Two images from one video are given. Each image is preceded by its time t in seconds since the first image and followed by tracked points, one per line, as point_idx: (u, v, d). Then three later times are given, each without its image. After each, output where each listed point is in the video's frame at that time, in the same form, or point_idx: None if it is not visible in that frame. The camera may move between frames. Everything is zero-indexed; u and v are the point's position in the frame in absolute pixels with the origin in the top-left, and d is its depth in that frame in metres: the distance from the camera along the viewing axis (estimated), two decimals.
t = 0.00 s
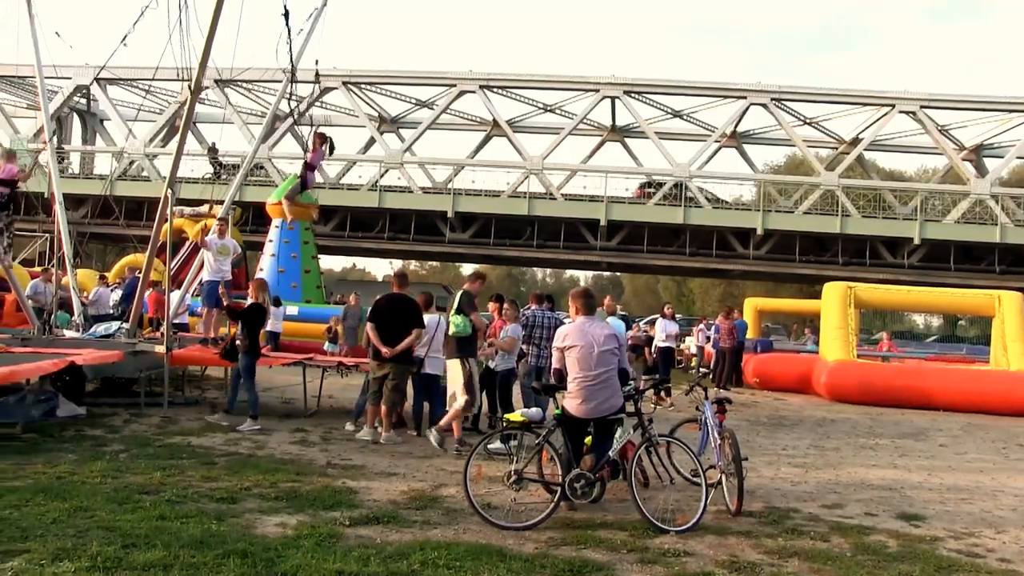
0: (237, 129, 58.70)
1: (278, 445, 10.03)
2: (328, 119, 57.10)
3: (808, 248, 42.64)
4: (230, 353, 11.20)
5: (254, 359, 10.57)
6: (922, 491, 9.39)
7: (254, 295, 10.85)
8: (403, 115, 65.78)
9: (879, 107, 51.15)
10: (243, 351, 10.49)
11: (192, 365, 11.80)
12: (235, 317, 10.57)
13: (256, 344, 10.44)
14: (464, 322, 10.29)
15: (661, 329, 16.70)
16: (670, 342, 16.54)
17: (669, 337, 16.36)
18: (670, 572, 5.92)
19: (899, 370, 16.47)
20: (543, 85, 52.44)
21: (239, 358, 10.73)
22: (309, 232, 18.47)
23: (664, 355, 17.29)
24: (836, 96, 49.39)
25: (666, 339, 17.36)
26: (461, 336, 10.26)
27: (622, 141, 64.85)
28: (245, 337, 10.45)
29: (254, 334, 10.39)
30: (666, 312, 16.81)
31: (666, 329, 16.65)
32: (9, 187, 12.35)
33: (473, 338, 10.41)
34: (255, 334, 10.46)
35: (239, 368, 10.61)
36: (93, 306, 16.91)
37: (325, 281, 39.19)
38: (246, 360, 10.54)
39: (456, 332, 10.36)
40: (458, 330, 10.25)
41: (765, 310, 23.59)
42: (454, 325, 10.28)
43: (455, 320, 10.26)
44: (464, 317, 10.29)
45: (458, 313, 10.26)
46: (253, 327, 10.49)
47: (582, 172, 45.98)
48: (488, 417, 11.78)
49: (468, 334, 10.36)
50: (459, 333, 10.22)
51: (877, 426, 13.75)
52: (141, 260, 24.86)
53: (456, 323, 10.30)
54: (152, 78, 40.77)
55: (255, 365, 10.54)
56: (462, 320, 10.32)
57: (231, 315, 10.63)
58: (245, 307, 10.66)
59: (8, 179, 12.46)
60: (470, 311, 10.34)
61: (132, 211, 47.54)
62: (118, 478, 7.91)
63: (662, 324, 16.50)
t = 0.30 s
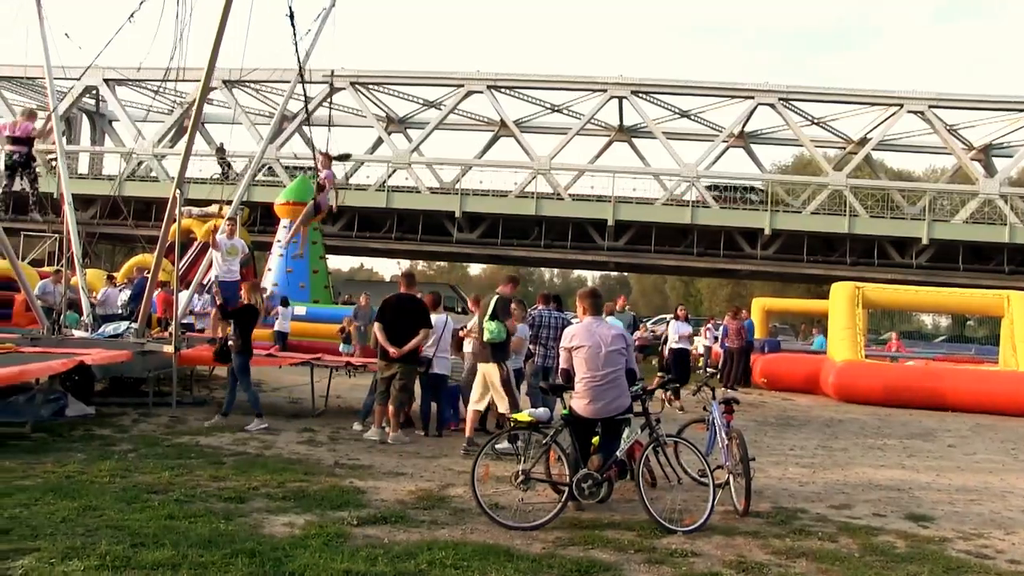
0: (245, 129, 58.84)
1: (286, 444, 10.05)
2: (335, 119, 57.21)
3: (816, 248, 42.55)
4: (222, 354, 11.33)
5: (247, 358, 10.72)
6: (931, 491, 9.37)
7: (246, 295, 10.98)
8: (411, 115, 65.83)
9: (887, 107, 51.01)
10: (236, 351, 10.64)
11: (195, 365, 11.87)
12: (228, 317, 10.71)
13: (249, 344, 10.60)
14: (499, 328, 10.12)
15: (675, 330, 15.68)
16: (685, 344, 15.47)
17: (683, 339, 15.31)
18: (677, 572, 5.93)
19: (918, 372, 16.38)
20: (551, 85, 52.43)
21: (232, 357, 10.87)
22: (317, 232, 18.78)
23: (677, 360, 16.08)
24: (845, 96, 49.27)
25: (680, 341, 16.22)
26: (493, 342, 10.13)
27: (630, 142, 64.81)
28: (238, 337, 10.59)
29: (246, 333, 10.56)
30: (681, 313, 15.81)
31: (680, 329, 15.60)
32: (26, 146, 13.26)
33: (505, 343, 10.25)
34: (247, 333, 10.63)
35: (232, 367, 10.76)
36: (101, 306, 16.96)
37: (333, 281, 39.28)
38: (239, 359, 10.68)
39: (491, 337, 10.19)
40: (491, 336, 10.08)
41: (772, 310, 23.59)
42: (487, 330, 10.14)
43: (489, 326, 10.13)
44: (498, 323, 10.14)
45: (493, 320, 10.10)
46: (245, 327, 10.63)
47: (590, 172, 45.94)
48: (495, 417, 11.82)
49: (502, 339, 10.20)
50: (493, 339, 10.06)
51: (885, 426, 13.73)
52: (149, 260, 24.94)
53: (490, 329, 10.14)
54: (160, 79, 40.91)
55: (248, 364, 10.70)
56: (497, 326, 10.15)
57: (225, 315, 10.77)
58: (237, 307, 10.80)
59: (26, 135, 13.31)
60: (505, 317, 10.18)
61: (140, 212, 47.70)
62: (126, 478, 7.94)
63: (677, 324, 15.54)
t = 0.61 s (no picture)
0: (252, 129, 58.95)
1: (293, 445, 10.07)
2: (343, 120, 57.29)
3: (824, 249, 42.47)
4: (212, 354, 11.44)
5: (235, 359, 10.83)
6: (940, 492, 9.33)
7: (238, 296, 11.10)
8: (419, 115, 65.89)
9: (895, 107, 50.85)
10: (225, 350, 10.75)
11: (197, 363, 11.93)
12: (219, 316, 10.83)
13: (238, 344, 10.71)
14: (550, 334, 10.27)
15: (686, 330, 15.33)
16: (697, 346, 15.14)
17: (695, 342, 14.96)
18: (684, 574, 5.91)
19: (932, 372, 16.31)
20: (558, 85, 52.40)
21: (220, 357, 10.97)
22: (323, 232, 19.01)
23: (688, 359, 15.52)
24: (853, 95, 49.14)
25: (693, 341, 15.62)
26: (541, 346, 10.32)
27: (638, 142, 64.75)
28: (228, 336, 10.71)
29: (237, 333, 10.67)
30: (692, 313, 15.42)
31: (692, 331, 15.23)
32: (41, 137, 12.77)
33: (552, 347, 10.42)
34: (238, 333, 10.72)
35: (218, 366, 10.85)
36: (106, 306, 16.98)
37: (341, 281, 39.32)
38: (226, 359, 10.79)
39: (541, 341, 10.33)
40: (542, 343, 10.28)
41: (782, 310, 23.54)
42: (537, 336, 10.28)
43: (538, 332, 10.26)
44: (548, 328, 10.28)
45: (544, 326, 10.21)
46: (237, 327, 10.75)
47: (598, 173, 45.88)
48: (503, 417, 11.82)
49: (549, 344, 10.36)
50: (544, 347, 10.24)
51: (893, 427, 13.69)
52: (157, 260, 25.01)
53: (542, 334, 10.26)
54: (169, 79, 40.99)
55: (235, 364, 10.80)
56: (547, 331, 10.29)
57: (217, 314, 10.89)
58: (230, 307, 10.91)
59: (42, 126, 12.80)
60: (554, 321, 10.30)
61: (149, 212, 47.86)
62: (134, 477, 7.96)
63: (688, 325, 15.14)
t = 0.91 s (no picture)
0: (258, 129, 59.02)
1: (299, 444, 10.08)
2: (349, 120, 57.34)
3: (830, 249, 42.40)
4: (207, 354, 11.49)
5: (229, 359, 10.86)
6: (945, 493, 9.32)
7: (231, 296, 11.15)
8: (424, 116, 65.92)
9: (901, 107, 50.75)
10: (219, 350, 10.78)
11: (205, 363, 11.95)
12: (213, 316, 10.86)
13: (232, 344, 10.76)
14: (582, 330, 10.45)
15: (696, 332, 15.06)
16: (708, 348, 14.87)
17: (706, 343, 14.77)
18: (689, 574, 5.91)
19: (935, 372, 16.31)
20: (564, 85, 52.37)
21: (212, 357, 10.99)
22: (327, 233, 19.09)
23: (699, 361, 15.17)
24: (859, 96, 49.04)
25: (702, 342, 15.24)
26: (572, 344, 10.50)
27: (643, 142, 64.70)
28: (222, 337, 10.74)
29: (231, 334, 10.72)
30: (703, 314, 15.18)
31: (703, 332, 14.96)
32: (52, 164, 12.61)
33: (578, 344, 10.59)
34: (232, 335, 10.76)
35: (212, 367, 10.90)
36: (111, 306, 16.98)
37: (346, 282, 39.35)
38: (220, 359, 10.83)
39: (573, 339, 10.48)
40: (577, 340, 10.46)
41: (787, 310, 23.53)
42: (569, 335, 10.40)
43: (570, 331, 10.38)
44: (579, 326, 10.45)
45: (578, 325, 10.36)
46: (231, 327, 10.78)
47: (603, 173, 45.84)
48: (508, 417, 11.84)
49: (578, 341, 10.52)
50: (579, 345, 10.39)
51: (898, 428, 13.67)
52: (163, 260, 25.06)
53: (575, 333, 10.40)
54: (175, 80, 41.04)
55: (229, 364, 10.84)
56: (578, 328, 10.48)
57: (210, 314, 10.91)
58: (223, 307, 10.94)
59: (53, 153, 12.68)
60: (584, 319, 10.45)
61: (154, 212, 47.95)
62: (140, 477, 7.98)
63: (699, 326, 14.94)
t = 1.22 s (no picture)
0: (265, 129, 59.12)
1: (305, 444, 10.10)
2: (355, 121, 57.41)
3: (837, 249, 42.30)
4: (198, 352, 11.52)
5: (220, 358, 10.90)
6: (952, 494, 9.29)
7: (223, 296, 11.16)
8: (430, 116, 65.98)
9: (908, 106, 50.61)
10: (210, 350, 10.81)
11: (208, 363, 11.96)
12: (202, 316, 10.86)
13: (222, 343, 10.79)
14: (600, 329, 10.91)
15: (714, 331, 14.76)
16: (728, 348, 14.64)
17: (726, 344, 14.54)
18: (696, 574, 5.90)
19: (951, 375, 16.21)
20: (570, 86, 52.33)
21: (204, 356, 11.02)
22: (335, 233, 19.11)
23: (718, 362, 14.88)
24: (866, 96, 48.94)
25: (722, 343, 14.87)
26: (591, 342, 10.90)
27: (649, 142, 64.65)
28: (212, 336, 10.78)
29: (221, 333, 10.73)
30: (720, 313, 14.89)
31: (722, 332, 14.68)
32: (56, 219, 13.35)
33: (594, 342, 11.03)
34: (222, 333, 10.77)
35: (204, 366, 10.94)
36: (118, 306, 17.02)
37: (353, 281, 39.41)
38: (210, 358, 10.85)
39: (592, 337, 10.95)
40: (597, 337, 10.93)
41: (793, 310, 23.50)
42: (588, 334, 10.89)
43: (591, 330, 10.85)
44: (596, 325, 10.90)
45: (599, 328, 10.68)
46: (220, 326, 10.78)
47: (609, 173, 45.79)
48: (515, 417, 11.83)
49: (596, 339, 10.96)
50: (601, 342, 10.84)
51: (906, 429, 13.63)
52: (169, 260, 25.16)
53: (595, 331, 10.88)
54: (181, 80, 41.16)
55: (220, 363, 10.86)
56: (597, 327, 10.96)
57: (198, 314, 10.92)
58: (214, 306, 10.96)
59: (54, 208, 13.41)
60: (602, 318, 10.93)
61: (161, 212, 48.07)
62: (147, 476, 8.01)
63: (720, 326, 14.60)
